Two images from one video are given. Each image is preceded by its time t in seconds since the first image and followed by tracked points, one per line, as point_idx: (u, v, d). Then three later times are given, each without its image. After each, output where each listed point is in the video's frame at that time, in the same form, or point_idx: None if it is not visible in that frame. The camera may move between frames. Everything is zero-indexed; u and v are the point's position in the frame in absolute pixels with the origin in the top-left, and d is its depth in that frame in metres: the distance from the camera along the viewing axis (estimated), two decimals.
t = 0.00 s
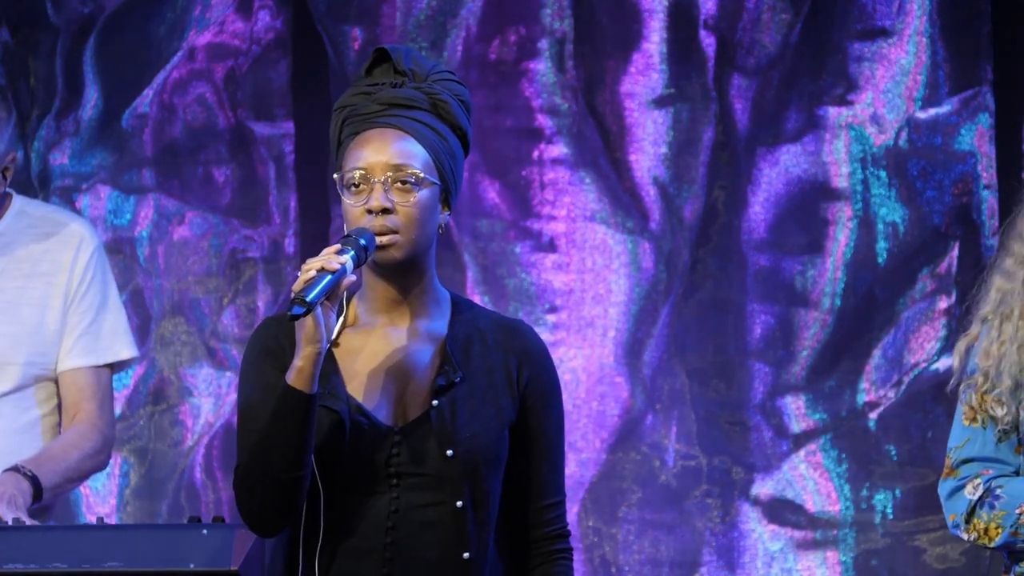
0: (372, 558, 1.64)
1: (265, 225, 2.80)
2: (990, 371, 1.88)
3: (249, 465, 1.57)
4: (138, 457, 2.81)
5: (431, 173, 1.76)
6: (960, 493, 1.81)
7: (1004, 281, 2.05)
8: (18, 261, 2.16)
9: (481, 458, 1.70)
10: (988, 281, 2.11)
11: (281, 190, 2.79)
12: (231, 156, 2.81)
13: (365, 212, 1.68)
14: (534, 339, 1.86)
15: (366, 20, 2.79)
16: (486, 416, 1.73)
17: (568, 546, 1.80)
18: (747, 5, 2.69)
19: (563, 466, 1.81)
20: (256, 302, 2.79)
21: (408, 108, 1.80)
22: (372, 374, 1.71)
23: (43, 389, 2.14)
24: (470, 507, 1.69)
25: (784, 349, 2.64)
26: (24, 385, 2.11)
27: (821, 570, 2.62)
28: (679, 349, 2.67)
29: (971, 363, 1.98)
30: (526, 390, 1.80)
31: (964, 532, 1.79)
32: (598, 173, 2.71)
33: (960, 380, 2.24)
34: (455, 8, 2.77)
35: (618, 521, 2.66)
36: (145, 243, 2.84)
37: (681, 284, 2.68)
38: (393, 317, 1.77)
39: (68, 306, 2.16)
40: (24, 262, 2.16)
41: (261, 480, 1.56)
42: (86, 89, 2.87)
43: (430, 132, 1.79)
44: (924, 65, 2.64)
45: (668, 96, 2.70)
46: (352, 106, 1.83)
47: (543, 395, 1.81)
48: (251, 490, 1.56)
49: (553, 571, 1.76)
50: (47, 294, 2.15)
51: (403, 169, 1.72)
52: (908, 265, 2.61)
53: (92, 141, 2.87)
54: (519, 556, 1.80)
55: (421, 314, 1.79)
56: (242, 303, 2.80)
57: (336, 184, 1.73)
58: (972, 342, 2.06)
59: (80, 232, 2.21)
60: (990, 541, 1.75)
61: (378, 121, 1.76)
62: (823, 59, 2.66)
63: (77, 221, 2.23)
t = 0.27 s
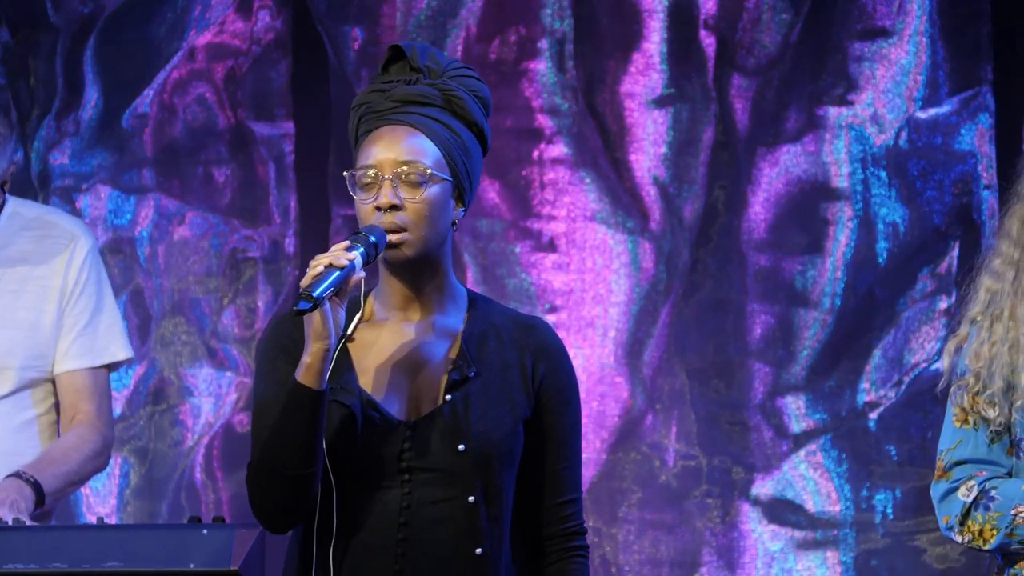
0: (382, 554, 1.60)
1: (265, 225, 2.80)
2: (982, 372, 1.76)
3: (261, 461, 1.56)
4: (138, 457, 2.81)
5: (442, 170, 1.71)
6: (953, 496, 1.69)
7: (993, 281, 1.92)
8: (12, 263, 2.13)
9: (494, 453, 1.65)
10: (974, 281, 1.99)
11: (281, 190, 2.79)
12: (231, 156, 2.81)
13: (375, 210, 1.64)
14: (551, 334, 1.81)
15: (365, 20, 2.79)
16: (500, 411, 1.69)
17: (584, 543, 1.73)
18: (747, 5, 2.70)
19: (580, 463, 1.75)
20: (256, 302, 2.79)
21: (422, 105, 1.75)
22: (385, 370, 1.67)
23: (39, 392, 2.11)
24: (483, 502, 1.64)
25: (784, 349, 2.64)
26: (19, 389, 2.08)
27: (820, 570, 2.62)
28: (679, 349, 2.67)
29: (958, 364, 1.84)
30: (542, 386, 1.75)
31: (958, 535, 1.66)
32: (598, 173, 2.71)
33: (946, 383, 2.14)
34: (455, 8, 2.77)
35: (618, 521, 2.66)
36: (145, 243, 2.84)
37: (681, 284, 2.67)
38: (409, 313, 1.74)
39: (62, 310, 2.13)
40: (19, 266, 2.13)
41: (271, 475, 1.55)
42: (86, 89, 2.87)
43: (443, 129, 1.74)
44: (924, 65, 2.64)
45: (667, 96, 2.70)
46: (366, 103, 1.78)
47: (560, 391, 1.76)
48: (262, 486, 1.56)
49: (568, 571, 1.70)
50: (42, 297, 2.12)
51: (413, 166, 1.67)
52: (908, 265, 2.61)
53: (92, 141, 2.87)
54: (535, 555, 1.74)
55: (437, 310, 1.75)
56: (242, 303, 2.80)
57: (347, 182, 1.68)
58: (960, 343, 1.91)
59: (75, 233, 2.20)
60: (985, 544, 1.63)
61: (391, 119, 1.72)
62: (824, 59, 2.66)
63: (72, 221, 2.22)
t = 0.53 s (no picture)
0: (396, 549, 1.58)
1: (265, 225, 2.80)
2: (976, 374, 1.76)
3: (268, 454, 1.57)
4: (138, 457, 2.81)
5: (454, 169, 1.69)
6: (951, 491, 1.69)
7: (989, 283, 1.91)
8: (7, 265, 2.12)
9: (508, 449, 1.65)
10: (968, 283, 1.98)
11: (281, 190, 2.79)
12: (231, 156, 2.81)
13: (384, 207, 1.63)
14: (569, 332, 1.81)
15: (365, 20, 2.79)
16: (515, 407, 1.68)
17: (601, 540, 1.74)
18: (747, 5, 2.70)
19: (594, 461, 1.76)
20: (256, 302, 2.79)
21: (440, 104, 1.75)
22: (401, 366, 1.67)
23: (38, 393, 2.09)
24: (497, 499, 1.63)
25: (784, 348, 2.64)
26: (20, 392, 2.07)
27: (820, 570, 2.61)
28: (679, 349, 2.67)
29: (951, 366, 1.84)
30: (559, 384, 1.75)
31: (956, 530, 1.66)
32: (598, 173, 2.71)
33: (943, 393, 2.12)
34: (455, 8, 2.77)
35: (618, 521, 2.66)
36: (145, 243, 2.84)
37: (681, 284, 2.67)
38: (428, 309, 1.74)
39: (60, 310, 2.12)
40: (14, 269, 2.12)
41: (277, 469, 1.55)
42: (86, 89, 2.87)
43: (459, 127, 1.72)
44: (924, 65, 2.64)
45: (667, 96, 2.70)
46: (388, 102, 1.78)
47: (576, 389, 1.76)
48: (269, 480, 1.57)
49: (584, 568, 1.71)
50: (40, 298, 2.12)
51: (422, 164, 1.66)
52: (908, 265, 2.61)
53: (92, 141, 2.87)
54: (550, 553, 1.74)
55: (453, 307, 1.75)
56: (242, 303, 2.79)
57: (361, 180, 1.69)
58: (955, 345, 1.89)
59: (69, 232, 2.17)
60: (986, 535, 1.62)
61: (407, 117, 1.72)
62: (824, 59, 2.66)
63: (66, 219, 2.19)
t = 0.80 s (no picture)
0: (400, 551, 1.53)
1: (265, 225, 2.80)
2: (982, 368, 1.71)
3: (276, 454, 1.55)
4: (138, 457, 2.81)
5: (462, 169, 1.62)
6: (983, 473, 1.59)
7: (986, 284, 1.88)
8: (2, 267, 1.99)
9: (518, 451, 1.57)
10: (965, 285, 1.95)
11: (281, 189, 2.79)
12: (231, 156, 2.81)
13: (391, 209, 1.58)
14: (587, 334, 1.71)
15: (365, 20, 2.79)
16: (527, 408, 1.60)
17: (615, 546, 1.63)
18: (747, 5, 2.69)
19: (612, 466, 1.65)
20: (256, 302, 2.79)
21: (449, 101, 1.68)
22: (413, 370, 1.63)
23: (38, 398, 1.98)
24: (506, 502, 1.55)
25: (784, 348, 2.64)
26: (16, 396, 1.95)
27: (820, 570, 2.61)
28: (679, 349, 2.67)
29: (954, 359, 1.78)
30: (572, 387, 1.65)
31: (983, 514, 1.57)
32: (598, 173, 2.71)
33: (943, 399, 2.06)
34: (455, 8, 2.77)
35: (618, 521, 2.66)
36: (145, 243, 2.84)
37: (681, 284, 2.67)
38: (442, 311, 1.69)
39: (57, 309, 2.00)
40: (12, 272, 1.99)
41: (284, 469, 1.54)
42: (86, 89, 2.87)
43: (467, 127, 1.65)
44: (924, 65, 2.64)
45: (667, 96, 2.70)
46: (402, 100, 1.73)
47: (593, 391, 1.66)
48: (275, 479, 1.55)
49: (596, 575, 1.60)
50: (35, 298, 1.99)
51: (428, 163, 1.60)
52: (908, 265, 2.61)
53: (93, 141, 2.87)
54: (561, 560, 1.63)
55: (470, 307, 1.69)
56: (242, 303, 2.80)
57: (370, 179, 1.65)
58: (954, 345, 1.87)
59: (67, 232, 2.04)
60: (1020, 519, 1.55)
61: (415, 117, 1.66)
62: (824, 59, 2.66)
63: (65, 219, 2.05)
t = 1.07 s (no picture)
0: (406, 552, 1.53)
1: (266, 225, 2.80)
2: (985, 370, 1.71)
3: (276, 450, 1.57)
4: (138, 457, 2.81)
5: (466, 165, 1.62)
6: (980, 476, 1.61)
7: (989, 285, 1.88)
8: None
9: (524, 453, 1.56)
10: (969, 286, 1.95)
11: (281, 189, 2.80)
12: (231, 156, 2.81)
13: (395, 203, 1.59)
14: (597, 335, 1.69)
15: (365, 20, 2.80)
16: (533, 410, 1.60)
17: (623, 547, 1.62)
18: (747, 5, 2.69)
19: (619, 467, 1.64)
20: (257, 302, 2.79)
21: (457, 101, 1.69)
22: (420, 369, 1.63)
23: (26, 402, 1.90)
24: (512, 504, 1.55)
25: (784, 348, 2.64)
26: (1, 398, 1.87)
27: (820, 570, 2.61)
28: (679, 349, 2.67)
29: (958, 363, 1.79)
30: (579, 388, 1.64)
31: (981, 517, 1.58)
32: (598, 173, 2.71)
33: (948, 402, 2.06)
34: (455, 8, 2.77)
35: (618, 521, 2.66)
36: (145, 243, 2.84)
37: (681, 284, 2.68)
38: (452, 311, 1.68)
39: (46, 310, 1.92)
40: (4, 273, 1.92)
41: (284, 466, 1.55)
42: (86, 89, 2.87)
43: (474, 125, 1.65)
44: (924, 65, 2.64)
45: (668, 96, 2.70)
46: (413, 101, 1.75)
47: (600, 392, 1.64)
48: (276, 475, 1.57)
49: None
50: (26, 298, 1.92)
51: (432, 158, 1.60)
52: (908, 265, 2.61)
53: (92, 141, 2.87)
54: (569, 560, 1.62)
55: (479, 307, 1.69)
56: (242, 303, 2.80)
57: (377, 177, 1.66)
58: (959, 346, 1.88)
59: (59, 230, 1.97)
60: (1017, 523, 1.56)
61: (423, 116, 1.67)
62: (824, 59, 2.66)
63: (59, 219, 1.98)
